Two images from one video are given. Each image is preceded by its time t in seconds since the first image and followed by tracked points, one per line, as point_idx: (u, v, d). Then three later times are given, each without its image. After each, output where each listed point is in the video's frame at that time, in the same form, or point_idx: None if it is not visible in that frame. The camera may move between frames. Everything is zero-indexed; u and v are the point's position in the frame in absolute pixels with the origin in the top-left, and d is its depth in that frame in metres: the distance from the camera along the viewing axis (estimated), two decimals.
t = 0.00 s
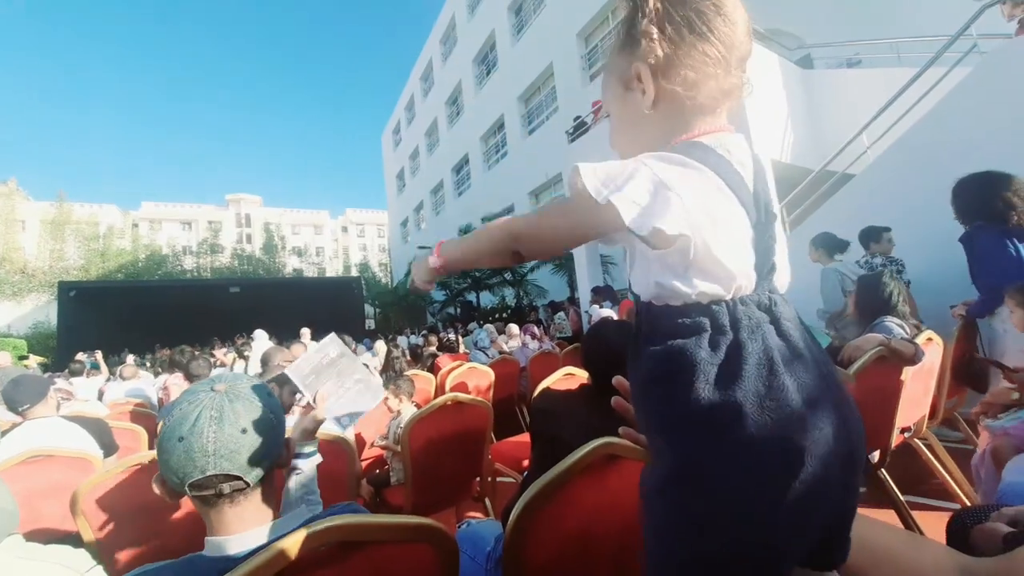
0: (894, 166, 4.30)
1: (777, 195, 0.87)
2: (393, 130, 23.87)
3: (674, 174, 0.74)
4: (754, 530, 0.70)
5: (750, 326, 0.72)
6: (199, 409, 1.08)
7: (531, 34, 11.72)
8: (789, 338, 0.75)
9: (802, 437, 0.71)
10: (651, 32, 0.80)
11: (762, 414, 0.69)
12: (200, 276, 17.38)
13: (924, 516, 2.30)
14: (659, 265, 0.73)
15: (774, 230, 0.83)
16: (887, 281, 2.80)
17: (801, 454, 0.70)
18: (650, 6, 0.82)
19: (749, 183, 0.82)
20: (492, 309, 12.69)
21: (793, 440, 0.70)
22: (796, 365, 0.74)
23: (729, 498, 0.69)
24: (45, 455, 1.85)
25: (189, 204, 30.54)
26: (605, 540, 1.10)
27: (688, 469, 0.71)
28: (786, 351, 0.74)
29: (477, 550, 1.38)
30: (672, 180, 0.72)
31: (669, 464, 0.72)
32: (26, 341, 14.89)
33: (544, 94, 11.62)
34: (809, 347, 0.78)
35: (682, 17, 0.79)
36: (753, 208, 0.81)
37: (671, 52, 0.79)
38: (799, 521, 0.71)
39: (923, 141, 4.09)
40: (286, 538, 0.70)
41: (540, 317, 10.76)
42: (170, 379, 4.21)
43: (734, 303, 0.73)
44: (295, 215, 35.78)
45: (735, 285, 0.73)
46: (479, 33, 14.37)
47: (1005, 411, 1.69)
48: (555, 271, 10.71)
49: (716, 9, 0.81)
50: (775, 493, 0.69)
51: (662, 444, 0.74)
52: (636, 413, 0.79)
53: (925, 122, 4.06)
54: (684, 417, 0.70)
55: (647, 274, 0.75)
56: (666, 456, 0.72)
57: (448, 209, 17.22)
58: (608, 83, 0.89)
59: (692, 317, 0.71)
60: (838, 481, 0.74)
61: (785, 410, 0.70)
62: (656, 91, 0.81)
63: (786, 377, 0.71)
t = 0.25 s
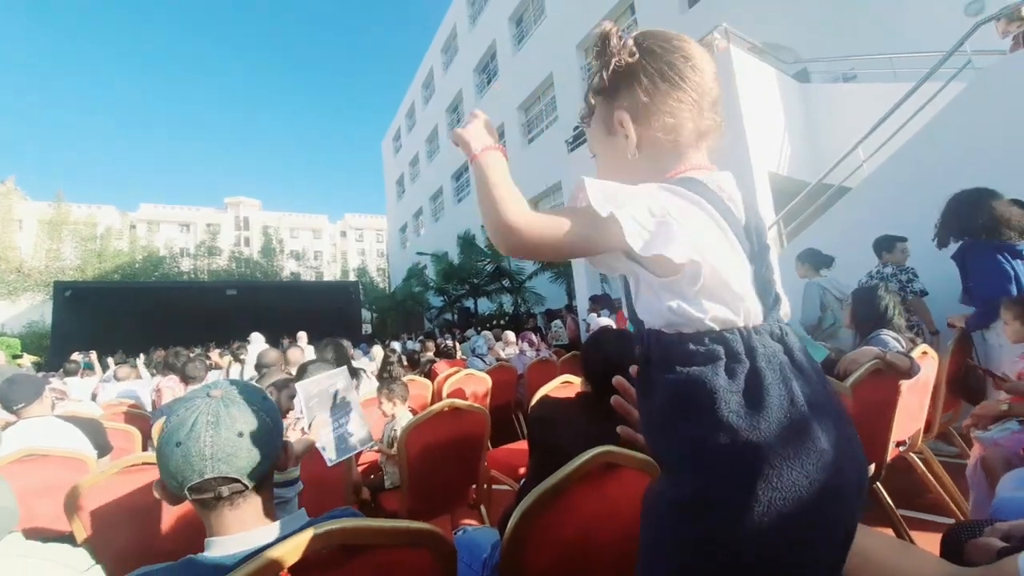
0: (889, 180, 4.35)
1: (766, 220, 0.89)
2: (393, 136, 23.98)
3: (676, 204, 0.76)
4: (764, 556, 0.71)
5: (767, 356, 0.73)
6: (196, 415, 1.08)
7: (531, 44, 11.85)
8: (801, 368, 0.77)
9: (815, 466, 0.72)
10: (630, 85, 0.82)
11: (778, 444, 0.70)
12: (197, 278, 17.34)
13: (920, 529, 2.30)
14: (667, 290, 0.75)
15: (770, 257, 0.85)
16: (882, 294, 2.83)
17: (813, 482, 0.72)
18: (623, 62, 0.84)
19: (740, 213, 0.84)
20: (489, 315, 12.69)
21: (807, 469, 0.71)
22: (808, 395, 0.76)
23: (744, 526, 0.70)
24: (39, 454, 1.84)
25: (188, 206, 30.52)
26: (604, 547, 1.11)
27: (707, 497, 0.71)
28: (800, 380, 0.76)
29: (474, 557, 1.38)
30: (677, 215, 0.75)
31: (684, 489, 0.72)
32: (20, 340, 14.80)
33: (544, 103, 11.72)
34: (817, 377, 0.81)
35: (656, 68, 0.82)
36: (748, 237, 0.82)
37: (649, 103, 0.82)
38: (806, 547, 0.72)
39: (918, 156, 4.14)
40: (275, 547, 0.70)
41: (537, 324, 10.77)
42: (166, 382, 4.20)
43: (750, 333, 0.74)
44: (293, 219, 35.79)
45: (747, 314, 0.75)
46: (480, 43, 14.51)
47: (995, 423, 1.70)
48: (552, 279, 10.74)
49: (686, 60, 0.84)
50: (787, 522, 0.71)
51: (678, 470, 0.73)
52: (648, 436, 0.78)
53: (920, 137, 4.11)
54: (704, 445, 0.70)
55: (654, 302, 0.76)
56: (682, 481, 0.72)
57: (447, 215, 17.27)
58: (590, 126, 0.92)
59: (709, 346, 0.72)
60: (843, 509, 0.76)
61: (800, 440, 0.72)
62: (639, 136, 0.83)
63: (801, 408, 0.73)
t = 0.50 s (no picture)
0: (900, 181, 4.30)
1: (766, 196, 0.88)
2: (402, 132, 24.01)
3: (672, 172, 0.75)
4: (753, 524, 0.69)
5: (748, 318, 0.73)
6: (202, 411, 1.08)
7: (542, 41, 11.81)
8: (785, 333, 0.77)
9: (798, 428, 0.71)
10: (640, 60, 0.81)
11: (760, 404, 0.70)
12: (205, 271, 17.46)
13: (925, 533, 2.28)
14: (655, 255, 0.74)
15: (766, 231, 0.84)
16: (890, 297, 2.80)
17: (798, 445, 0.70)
18: (638, 36, 0.83)
19: (741, 187, 0.83)
20: (494, 312, 12.69)
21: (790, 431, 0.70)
22: (793, 360, 0.75)
23: (729, 490, 0.69)
24: (45, 442, 1.86)
25: (197, 199, 30.73)
26: (603, 545, 1.11)
27: (692, 461, 0.70)
28: (781, 342, 0.75)
29: (474, 551, 1.38)
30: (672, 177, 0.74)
31: (668, 455, 0.72)
32: (30, 329, 14.96)
33: (553, 101, 11.69)
34: (804, 345, 0.80)
35: (667, 45, 0.81)
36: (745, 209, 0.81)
37: (660, 76, 0.81)
38: (798, 513, 0.70)
39: (930, 157, 4.09)
40: (258, 546, 0.69)
41: (542, 322, 10.75)
42: (172, 373, 4.23)
43: (731, 295, 0.74)
44: (301, 213, 35.94)
45: (732, 277, 0.74)
46: (490, 39, 14.48)
47: (1001, 433, 1.68)
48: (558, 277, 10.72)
49: (697, 38, 0.82)
50: (774, 486, 0.69)
51: (662, 436, 0.73)
52: (636, 407, 0.78)
53: (933, 139, 4.06)
54: (684, 407, 0.70)
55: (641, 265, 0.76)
56: (666, 447, 0.72)
57: (454, 212, 17.27)
58: (600, 105, 0.90)
59: (689, 308, 0.72)
60: (835, 477, 0.74)
61: (782, 400, 0.71)
62: (646, 113, 0.83)
63: (783, 370, 0.72)
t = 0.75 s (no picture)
0: (889, 177, 4.33)
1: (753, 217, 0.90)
2: (393, 130, 23.90)
3: (656, 224, 0.77)
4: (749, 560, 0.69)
5: (749, 353, 0.73)
6: (208, 412, 1.07)
7: (532, 38, 11.78)
8: (791, 365, 0.76)
9: (800, 465, 0.70)
10: (606, 115, 0.86)
11: (755, 440, 0.70)
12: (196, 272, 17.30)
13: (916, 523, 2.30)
14: (651, 315, 0.75)
15: (756, 253, 0.85)
16: (879, 291, 2.82)
17: (800, 482, 0.70)
18: (604, 86, 0.87)
19: (725, 217, 0.84)
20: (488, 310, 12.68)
21: (790, 467, 0.70)
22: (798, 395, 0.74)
23: (724, 525, 0.70)
24: (33, 449, 1.83)
25: (187, 200, 30.42)
26: (596, 540, 1.10)
27: (682, 492, 0.72)
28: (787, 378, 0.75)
29: (469, 551, 1.37)
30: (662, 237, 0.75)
31: (665, 487, 0.73)
32: (18, 333, 14.76)
33: (545, 98, 11.68)
34: (816, 377, 0.78)
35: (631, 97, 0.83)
36: (733, 238, 0.83)
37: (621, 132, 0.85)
38: (799, 550, 0.70)
39: (919, 153, 4.13)
40: (251, 551, 0.68)
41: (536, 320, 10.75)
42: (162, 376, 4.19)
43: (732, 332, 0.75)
44: (293, 213, 35.69)
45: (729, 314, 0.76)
46: (480, 37, 14.44)
47: (992, 415, 1.71)
48: (552, 275, 10.73)
49: (663, 83, 0.82)
50: (771, 522, 0.69)
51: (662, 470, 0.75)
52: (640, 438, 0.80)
53: (921, 134, 4.10)
54: (681, 441, 0.71)
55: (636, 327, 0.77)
56: (663, 479, 0.73)
57: (447, 210, 17.23)
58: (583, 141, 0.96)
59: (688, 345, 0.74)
60: (842, 513, 0.73)
61: (781, 436, 0.71)
62: (614, 159, 0.88)
63: (784, 405, 0.72)
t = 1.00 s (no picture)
0: (878, 179, 4.38)
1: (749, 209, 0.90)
2: (386, 133, 23.87)
3: (647, 204, 0.77)
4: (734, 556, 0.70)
5: (737, 349, 0.72)
6: (209, 414, 1.07)
7: (525, 40, 11.82)
8: (777, 361, 0.76)
9: (785, 463, 0.71)
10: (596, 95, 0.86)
11: (743, 437, 0.69)
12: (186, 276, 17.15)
13: (906, 523, 2.32)
14: (642, 293, 0.75)
15: (750, 246, 0.85)
16: (868, 292, 2.85)
17: (783, 479, 0.71)
18: (591, 67, 0.88)
19: (721, 206, 0.84)
20: (482, 313, 12.67)
21: (776, 464, 0.70)
22: (783, 391, 0.74)
23: (713, 524, 0.69)
24: (20, 456, 1.80)
25: (177, 203, 30.16)
26: (588, 547, 1.10)
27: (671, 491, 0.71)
28: (773, 374, 0.74)
29: (462, 555, 1.36)
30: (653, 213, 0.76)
31: (653, 485, 0.73)
32: (5, 338, 14.58)
33: (538, 101, 11.71)
34: (797, 373, 0.79)
35: (622, 72, 0.83)
36: (727, 228, 0.83)
37: (613, 106, 0.85)
38: (779, 545, 0.71)
39: (907, 156, 4.17)
40: (241, 559, 0.68)
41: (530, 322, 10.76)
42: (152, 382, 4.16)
43: (721, 326, 0.74)
44: (285, 216, 35.54)
45: (720, 309, 0.74)
46: (474, 40, 14.48)
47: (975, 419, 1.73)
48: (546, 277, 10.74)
49: (652, 56, 0.83)
50: (757, 520, 0.70)
51: (650, 468, 0.74)
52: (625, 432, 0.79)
53: (910, 137, 4.14)
54: (672, 441, 0.70)
55: (627, 307, 0.77)
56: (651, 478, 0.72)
57: (441, 212, 17.21)
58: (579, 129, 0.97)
59: (679, 340, 0.72)
60: (819, 507, 0.74)
61: (769, 435, 0.71)
62: (609, 139, 0.89)
63: (772, 404, 0.72)
